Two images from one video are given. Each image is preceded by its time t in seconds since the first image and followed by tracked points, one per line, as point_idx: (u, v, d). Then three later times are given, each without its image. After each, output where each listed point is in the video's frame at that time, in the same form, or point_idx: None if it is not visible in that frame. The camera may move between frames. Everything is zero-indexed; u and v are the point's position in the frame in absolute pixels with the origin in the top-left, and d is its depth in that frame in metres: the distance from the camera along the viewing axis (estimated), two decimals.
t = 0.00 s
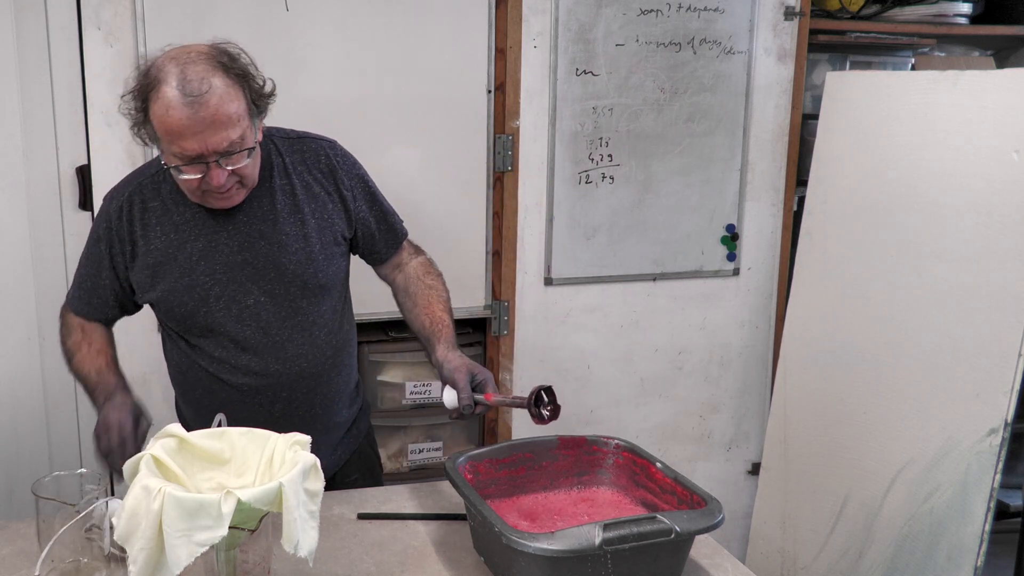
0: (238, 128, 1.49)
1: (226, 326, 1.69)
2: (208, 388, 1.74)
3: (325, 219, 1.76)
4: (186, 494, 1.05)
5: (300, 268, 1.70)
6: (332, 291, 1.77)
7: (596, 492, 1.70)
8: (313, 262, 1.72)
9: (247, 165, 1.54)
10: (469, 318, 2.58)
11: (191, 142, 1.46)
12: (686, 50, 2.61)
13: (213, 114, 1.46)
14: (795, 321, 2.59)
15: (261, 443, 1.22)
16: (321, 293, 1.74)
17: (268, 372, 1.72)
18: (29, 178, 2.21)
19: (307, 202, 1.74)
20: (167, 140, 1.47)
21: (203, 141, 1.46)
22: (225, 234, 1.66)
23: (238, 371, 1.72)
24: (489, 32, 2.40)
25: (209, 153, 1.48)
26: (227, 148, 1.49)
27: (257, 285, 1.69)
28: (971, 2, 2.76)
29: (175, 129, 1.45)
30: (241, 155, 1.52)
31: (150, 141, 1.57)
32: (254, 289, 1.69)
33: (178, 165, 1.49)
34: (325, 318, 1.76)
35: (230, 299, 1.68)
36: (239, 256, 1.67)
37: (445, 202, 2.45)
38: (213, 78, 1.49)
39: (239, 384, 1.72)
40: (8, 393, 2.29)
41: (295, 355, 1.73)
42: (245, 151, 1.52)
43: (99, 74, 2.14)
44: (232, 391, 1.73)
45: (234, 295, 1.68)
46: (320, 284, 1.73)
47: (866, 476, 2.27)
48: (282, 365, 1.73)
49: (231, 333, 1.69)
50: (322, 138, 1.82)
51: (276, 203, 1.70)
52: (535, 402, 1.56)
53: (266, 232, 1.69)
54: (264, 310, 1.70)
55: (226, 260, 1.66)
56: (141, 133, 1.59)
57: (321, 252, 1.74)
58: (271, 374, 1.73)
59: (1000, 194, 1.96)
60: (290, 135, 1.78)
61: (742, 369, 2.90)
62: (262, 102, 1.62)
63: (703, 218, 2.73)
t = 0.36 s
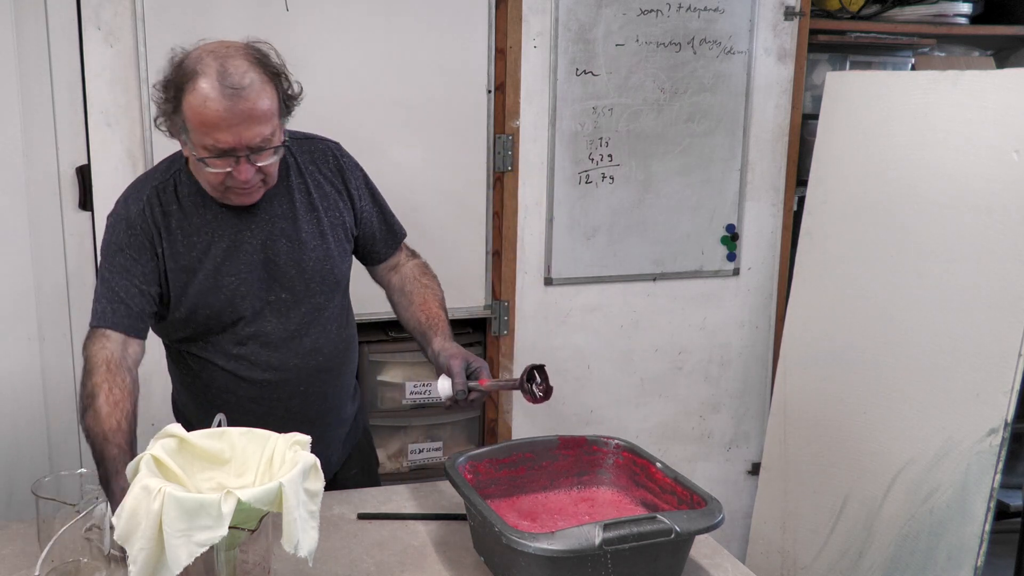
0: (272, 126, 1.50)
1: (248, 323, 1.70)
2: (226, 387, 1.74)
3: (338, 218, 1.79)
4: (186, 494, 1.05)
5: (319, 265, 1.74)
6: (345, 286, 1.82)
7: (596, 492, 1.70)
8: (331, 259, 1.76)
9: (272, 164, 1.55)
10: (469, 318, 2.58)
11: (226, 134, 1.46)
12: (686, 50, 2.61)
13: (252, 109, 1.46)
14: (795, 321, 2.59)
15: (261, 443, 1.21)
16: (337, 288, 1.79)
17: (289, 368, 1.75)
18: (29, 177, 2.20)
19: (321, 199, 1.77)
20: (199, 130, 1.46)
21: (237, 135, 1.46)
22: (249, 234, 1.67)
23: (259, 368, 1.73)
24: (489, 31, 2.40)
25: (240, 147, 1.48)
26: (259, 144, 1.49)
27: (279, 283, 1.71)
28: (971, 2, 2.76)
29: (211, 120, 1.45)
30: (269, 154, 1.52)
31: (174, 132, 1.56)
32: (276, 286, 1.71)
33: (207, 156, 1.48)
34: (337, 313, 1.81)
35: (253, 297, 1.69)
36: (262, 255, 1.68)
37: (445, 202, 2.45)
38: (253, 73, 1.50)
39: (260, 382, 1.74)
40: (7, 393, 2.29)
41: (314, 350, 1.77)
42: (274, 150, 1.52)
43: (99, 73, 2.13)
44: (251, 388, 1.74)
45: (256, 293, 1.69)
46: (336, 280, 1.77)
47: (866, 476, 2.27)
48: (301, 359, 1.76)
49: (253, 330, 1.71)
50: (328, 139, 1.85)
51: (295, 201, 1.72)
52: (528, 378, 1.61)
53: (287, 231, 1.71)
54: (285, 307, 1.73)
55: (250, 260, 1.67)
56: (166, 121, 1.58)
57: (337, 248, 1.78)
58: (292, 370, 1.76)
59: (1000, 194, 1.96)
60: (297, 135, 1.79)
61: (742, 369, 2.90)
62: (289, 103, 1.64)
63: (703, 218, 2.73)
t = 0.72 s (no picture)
0: (320, 141, 1.52)
1: (267, 329, 1.72)
2: (242, 395, 1.74)
3: (348, 226, 1.83)
4: (232, 484, 1.10)
5: (336, 273, 1.77)
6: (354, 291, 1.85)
7: (596, 492, 1.70)
8: (345, 266, 1.80)
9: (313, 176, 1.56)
10: (469, 318, 2.58)
11: (280, 149, 1.47)
12: (686, 50, 2.61)
13: (307, 125, 1.47)
14: (795, 321, 2.59)
15: (304, 435, 1.26)
16: (349, 294, 1.83)
17: (307, 372, 1.78)
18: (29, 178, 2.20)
19: (333, 208, 1.80)
20: (251, 141, 1.47)
21: (290, 150, 1.48)
22: (269, 243, 1.68)
23: (279, 373, 1.76)
24: (489, 32, 2.40)
25: (290, 162, 1.49)
26: (307, 159, 1.51)
27: (297, 289, 1.73)
28: (971, 2, 2.76)
29: (266, 134, 1.46)
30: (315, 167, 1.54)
31: (215, 140, 1.55)
32: (294, 293, 1.73)
33: (254, 168, 1.49)
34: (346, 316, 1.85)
35: (273, 304, 1.71)
36: (282, 263, 1.70)
37: (445, 202, 2.45)
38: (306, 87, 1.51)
39: (278, 386, 1.76)
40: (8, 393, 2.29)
41: (329, 353, 1.80)
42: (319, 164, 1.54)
43: (99, 73, 2.13)
44: (268, 395, 1.76)
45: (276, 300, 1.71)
46: (348, 287, 1.81)
47: (866, 476, 2.27)
48: (318, 364, 1.79)
49: (271, 337, 1.73)
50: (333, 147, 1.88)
51: (311, 211, 1.75)
52: (540, 369, 1.63)
53: (305, 239, 1.73)
54: (303, 313, 1.75)
55: (271, 267, 1.69)
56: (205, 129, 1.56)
57: (348, 256, 1.82)
58: (309, 374, 1.78)
59: (1000, 193, 1.96)
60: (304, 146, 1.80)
61: (742, 369, 2.90)
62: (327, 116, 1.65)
63: (703, 217, 2.73)
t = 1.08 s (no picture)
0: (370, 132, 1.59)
1: (298, 323, 1.75)
2: (264, 385, 1.77)
3: (383, 231, 1.87)
4: (277, 467, 1.14)
5: (368, 274, 1.81)
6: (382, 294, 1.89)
7: (596, 492, 1.70)
8: (377, 269, 1.84)
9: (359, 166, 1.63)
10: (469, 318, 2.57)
11: (332, 135, 1.54)
12: (686, 50, 2.61)
13: (361, 115, 1.55)
14: (795, 321, 2.59)
15: (386, 436, 1.29)
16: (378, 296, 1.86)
17: (331, 368, 1.81)
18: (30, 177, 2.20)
19: (371, 213, 1.84)
20: (305, 127, 1.54)
21: (342, 138, 1.55)
22: (308, 238, 1.72)
23: (304, 368, 1.78)
24: (489, 31, 2.40)
25: (341, 149, 1.56)
26: (357, 148, 1.58)
27: (330, 286, 1.77)
28: (971, 2, 2.76)
29: (322, 120, 1.52)
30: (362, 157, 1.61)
31: (267, 124, 1.61)
32: (328, 289, 1.77)
33: (306, 153, 1.56)
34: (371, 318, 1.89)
35: (306, 298, 1.74)
36: (318, 259, 1.74)
37: (445, 202, 2.45)
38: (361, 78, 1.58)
39: (302, 380, 1.78)
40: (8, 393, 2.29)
41: (352, 353, 1.84)
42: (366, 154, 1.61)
43: (99, 73, 2.13)
44: (290, 388, 1.78)
45: (309, 295, 1.75)
46: (378, 288, 1.85)
47: (866, 476, 2.27)
48: (342, 363, 1.82)
49: (300, 330, 1.76)
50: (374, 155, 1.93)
51: (350, 213, 1.79)
52: (544, 373, 1.61)
53: (342, 238, 1.77)
54: (334, 310, 1.79)
55: (308, 262, 1.73)
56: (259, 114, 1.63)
57: (381, 260, 1.86)
58: (333, 371, 1.82)
59: (1000, 193, 1.96)
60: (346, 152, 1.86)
61: (742, 369, 2.90)
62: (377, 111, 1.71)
63: (704, 217, 2.73)
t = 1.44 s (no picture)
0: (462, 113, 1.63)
1: (373, 304, 1.71)
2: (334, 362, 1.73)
3: (468, 223, 1.82)
4: (280, 458, 1.17)
5: (447, 262, 1.77)
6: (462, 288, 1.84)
7: (596, 492, 1.70)
8: (456, 260, 1.79)
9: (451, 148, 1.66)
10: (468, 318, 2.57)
11: (431, 115, 1.57)
12: (686, 50, 2.61)
13: (456, 95, 1.58)
14: (795, 321, 2.59)
15: (406, 441, 1.28)
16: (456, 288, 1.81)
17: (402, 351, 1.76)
18: (30, 178, 2.20)
19: (457, 205, 1.81)
20: (405, 108, 1.56)
21: (439, 118, 1.58)
22: (387, 218, 1.70)
23: (375, 348, 1.74)
24: (489, 31, 2.40)
25: (439, 129, 1.59)
26: (453, 127, 1.61)
27: (406, 269, 1.73)
28: (971, 2, 2.76)
29: (422, 101, 1.56)
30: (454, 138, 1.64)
31: (362, 109, 1.63)
32: (403, 271, 1.72)
33: (405, 134, 1.58)
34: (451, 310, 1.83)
35: (380, 278, 1.70)
36: (396, 239, 1.71)
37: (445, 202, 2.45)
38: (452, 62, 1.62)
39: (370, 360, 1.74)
40: (9, 393, 2.30)
41: (426, 341, 1.78)
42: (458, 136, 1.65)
43: (99, 73, 2.13)
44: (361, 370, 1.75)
45: (385, 275, 1.71)
46: (456, 280, 1.80)
47: (867, 476, 2.27)
48: (415, 349, 1.77)
49: (375, 310, 1.71)
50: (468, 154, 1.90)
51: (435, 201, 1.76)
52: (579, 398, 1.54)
53: (423, 223, 1.74)
54: (408, 294, 1.74)
55: (385, 240, 1.70)
56: (353, 102, 1.64)
57: (463, 251, 1.81)
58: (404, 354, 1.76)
59: (999, 194, 1.96)
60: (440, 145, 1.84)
61: (742, 369, 2.90)
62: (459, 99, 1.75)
63: (704, 218, 2.73)
